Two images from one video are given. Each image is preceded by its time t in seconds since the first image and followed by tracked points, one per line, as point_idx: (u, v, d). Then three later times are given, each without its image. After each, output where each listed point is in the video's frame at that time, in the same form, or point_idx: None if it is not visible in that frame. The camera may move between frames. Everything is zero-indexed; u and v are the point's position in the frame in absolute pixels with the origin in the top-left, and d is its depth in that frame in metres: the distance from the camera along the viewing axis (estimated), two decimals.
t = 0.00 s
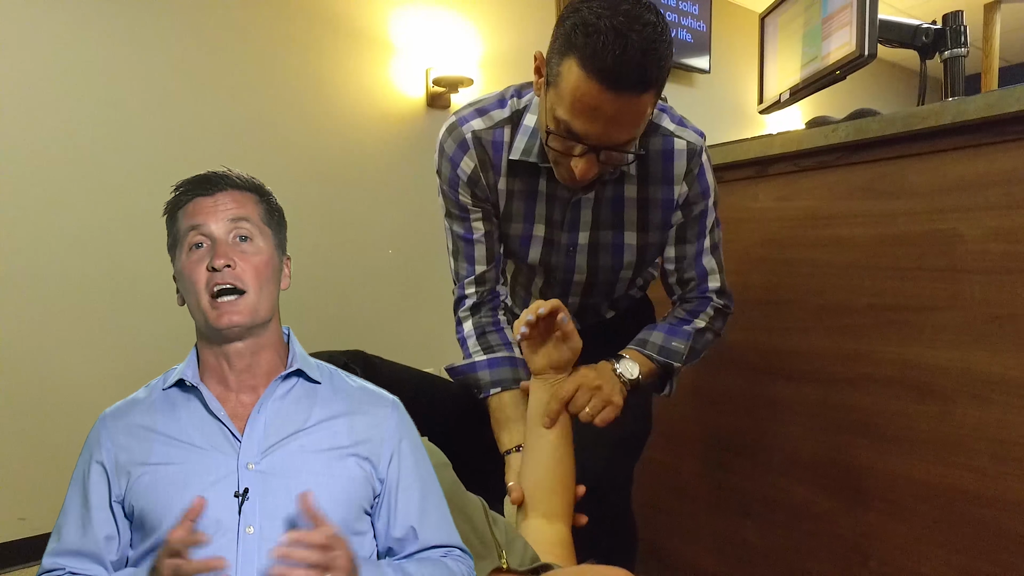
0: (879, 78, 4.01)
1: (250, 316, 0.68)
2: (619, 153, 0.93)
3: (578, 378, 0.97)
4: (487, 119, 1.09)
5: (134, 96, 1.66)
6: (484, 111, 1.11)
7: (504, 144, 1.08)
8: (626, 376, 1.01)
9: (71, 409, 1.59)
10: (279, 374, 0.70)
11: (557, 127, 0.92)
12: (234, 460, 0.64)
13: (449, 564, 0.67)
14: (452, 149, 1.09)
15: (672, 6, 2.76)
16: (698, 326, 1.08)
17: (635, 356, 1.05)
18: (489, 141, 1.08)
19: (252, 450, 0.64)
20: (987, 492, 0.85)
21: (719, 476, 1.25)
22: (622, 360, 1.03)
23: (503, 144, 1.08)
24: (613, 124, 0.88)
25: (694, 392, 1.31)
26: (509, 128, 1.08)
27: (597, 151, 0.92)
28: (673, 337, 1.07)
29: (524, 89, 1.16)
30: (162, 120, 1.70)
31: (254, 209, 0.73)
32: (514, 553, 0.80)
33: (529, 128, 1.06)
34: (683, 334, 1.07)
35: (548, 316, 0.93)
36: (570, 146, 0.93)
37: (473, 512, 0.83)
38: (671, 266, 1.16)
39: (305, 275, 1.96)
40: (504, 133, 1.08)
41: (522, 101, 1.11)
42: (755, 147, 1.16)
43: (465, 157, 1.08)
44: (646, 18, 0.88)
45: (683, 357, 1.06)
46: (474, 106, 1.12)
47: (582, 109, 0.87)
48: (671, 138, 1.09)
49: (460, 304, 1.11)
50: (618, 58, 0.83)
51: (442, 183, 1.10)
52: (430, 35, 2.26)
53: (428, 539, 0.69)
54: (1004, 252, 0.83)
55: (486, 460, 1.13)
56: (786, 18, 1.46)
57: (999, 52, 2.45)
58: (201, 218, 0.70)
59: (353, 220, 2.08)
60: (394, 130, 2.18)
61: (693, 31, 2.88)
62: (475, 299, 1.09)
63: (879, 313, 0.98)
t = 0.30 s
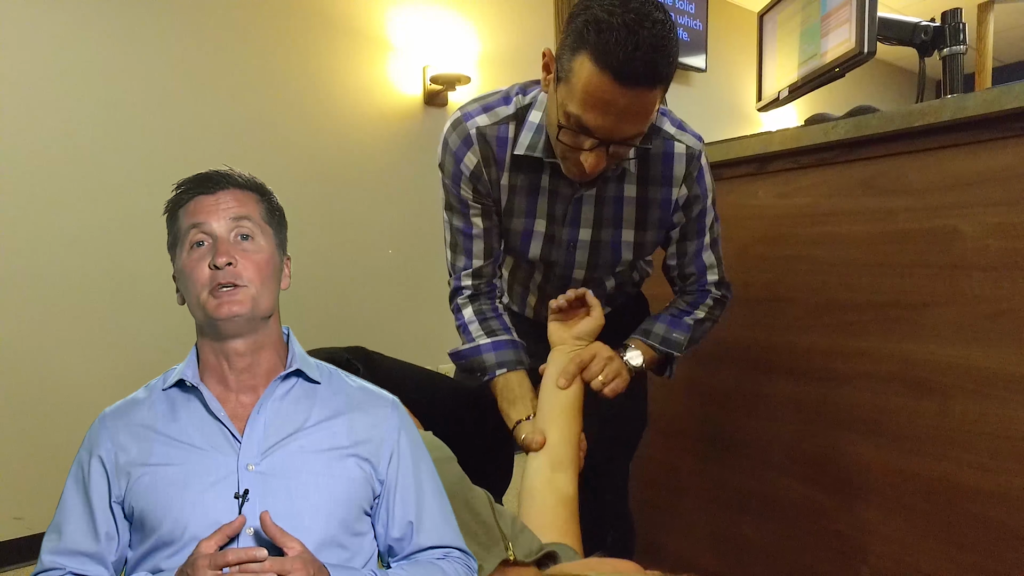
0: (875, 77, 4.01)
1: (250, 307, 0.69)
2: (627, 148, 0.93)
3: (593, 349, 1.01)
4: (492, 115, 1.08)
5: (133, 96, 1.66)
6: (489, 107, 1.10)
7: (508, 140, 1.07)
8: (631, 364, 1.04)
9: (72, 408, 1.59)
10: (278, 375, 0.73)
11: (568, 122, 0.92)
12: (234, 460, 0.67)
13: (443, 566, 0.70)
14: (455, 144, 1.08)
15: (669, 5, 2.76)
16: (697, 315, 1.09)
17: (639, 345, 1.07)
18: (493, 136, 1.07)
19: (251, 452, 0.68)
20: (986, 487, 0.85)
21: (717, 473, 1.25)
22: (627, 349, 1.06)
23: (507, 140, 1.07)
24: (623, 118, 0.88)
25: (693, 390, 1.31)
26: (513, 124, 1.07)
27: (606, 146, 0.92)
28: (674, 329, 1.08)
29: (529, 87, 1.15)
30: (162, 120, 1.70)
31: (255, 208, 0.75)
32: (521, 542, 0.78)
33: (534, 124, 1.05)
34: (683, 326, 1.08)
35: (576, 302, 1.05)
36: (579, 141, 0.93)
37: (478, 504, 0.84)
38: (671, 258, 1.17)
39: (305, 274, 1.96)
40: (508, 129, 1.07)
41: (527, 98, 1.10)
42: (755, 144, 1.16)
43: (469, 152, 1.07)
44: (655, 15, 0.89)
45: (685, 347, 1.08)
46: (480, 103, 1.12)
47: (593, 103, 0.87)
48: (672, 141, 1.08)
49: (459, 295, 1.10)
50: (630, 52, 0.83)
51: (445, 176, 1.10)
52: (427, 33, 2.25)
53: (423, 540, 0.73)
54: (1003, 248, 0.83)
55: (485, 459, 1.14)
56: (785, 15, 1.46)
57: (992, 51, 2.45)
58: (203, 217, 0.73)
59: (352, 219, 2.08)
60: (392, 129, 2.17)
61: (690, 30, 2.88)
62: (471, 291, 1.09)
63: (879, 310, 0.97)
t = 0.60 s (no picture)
0: (870, 76, 4.03)
1: (253, 312, 0.69)
2: (621, 142, 0.94)
3: (620, 326, 1.04)
4: (489, 111, 1.09)
5: (132, 96, 1.67)
6: (487, 103, 1.11)
7: (505, 136, 1.08)
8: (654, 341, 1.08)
9: (72, 408, 1.61)
10: (279, 375, 0.72)
11: (562, 114, 0.92)
12: (234, 460, 0.66)
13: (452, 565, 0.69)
14: (452, 140, 1.09)
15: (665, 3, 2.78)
16: (708, 292, 1.11)
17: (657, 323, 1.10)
18: (490, 133, 1.07)
19: (251, 453, 0.66)
20: (977, 478, 0.86)
21: (713, 469, 1.26)
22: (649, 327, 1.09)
23: (504, 136, 1.08)
24: (615, 110, 0.88)
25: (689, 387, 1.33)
26: (510, 120, 1.08)
27: (599, 139, 0.93)
28: (691, 306, 1.10)
29: (524, 84, 1.16)
30: (161, 121, 1.71)
31: (257, 209, 0.74)
32: (516, 526, 0.81)
33: (529, 120, 1.06)
34: (696, 303, 1.11)
35: (604, 282, 1.07)
36: (573, 133, 0.93)
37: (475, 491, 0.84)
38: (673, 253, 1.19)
39: (304, 273, 1.97)
40: (505, 126, 1.08)
41: (523, 95, 1.11)
42: (749, 142, 1.17)
43: (466, 148, 1.08)
44: (648, 11, 0.90)
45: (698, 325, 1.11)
46: (477, 98, 1.12)
47: (586, 95, 0.88)
48: (665, 142, 1.12)
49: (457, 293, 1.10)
50: (623, 44, 0.85)
51: (441, 171, 1.10)
52: (423, 31, 2.25)
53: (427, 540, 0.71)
54: (994, 244, 0.84)
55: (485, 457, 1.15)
56: (780, 14, 1.46)
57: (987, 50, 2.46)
58: (205, 218, 0.72)
59: (351, 219, 2.09)
60: (390, 128, 2.18)
61: (688, 29, 2.89)
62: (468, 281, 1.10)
63: (875, 306, 0.98)
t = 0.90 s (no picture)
0: (866, 77, 4.06)
1: (253, 317, 0.68)
2: (560, 133, 0.98)
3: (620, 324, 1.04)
4: (456, 97, 1.16)
5: (133, 94, 1.70)
6: (458, 91, 1.18)
7: (469, 124, 1.15)
8: (651, 336, 1.07)
9: (75, 401, 1.64)
10: (281, 377, 0.71)
11: (502, 105, 0.99)
12: (234, 463, 0.66)
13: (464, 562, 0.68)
14: (415, 115, 1.18)
15: (660, 5, 2.81)
16: (689, 280, 1.14)
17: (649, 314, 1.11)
18: (452, 117, 1.15)
19: (252, 454, 0.66)
20: (952, 464, 0.89)
21: (701, 461, 1.29)
22: (644, 319, 1.09)
23: (468, 123, 1.15)
24: (545, 100, 0.93)
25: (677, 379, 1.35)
26: (477, 109, 1.15)
27: (538, 130, 0.97)
28: (680, 296, 1.13)
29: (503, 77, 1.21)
30: (161, 121, 1.75)
31: (258, 213, 0.74)
32: (494, 513, 0.85)
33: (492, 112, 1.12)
34: (682, 293, 1.13)
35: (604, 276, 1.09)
36: (513, 124, 0.98)
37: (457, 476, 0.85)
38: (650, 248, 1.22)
39: (302, 270, 2.00)
40: (471, 114, 1.15)
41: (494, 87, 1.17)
42: (735, 141, 1.20)
43: (426, 128, 1.16)
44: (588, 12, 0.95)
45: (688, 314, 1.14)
46: (452, 86, 1.20)
47: (521, 85, 0.94)
48: (633, 141, 1.17)
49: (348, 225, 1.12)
50: (550, 37, 0.90)
51: (396, 141, 1.19)
52: (420, 32, 2.28)
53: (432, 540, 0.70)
54: (967, 238, 0.87)
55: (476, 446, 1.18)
56: (768, 14, 1.49)
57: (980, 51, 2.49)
58: (205, 220, 0.71)
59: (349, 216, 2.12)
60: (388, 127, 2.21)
61: (684, 29, 2.92)
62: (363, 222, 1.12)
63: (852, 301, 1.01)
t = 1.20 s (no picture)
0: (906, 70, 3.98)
1: (253, 320, 0.64)
2: (541, 118, 1.03)
3: (628, 287, 1.08)
4: (460, 107, 1.21)
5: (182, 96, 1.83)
6: (457, 98, 1.23)
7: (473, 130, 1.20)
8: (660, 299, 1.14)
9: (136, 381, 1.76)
10: (283, 378, 0.68)
11: (485, 95, 1.03)
12: (234, 465, 0.64)
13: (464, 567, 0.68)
14: (417, 124, 1.21)
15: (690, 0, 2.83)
16: (697, 244, 1.23)
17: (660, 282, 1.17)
18: (458, 127, 1.20)
19: (254, 456, 0.64)
20: (981, 442, 0.90)
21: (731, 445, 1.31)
22: (655, 284, 1.15)
23: (472, 130, 1.20)
24: (524, 85, 0.98)
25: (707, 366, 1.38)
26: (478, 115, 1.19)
27: (520, 116, 1.02)
28: (688, 259, 1.21)
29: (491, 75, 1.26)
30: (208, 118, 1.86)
31: (256, 212, 0.69)
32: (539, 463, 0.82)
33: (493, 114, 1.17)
34: (693, 258, 1.21)
35: (612, 245, 1.12)
36: (496, 113, 1.03)
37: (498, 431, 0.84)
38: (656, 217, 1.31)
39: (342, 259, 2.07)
40: (473, 120, 1.20)
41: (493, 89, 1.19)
42: (767, 128, 1.22)
43: (435, 138, 1.20)
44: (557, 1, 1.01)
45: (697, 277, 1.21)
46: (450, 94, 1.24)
47: (497, 74, 0.99)
48: (623, 119, 1.25)
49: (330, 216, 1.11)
50: (522, 24, 0.96)
51: (392, 145, 1.21)
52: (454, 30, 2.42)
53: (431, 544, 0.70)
54: (996, 218, 0.88)
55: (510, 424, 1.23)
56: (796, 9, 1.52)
57: None
58: (201, 222, 0.66)
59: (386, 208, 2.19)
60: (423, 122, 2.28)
61: (714, 25, 2.93)
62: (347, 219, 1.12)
63: (879, 285, 1.03)
